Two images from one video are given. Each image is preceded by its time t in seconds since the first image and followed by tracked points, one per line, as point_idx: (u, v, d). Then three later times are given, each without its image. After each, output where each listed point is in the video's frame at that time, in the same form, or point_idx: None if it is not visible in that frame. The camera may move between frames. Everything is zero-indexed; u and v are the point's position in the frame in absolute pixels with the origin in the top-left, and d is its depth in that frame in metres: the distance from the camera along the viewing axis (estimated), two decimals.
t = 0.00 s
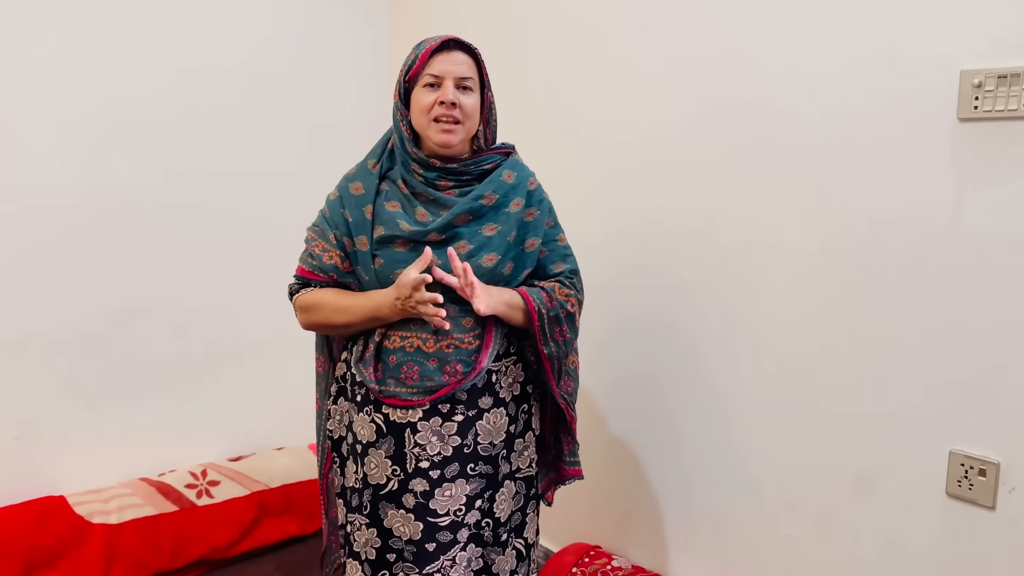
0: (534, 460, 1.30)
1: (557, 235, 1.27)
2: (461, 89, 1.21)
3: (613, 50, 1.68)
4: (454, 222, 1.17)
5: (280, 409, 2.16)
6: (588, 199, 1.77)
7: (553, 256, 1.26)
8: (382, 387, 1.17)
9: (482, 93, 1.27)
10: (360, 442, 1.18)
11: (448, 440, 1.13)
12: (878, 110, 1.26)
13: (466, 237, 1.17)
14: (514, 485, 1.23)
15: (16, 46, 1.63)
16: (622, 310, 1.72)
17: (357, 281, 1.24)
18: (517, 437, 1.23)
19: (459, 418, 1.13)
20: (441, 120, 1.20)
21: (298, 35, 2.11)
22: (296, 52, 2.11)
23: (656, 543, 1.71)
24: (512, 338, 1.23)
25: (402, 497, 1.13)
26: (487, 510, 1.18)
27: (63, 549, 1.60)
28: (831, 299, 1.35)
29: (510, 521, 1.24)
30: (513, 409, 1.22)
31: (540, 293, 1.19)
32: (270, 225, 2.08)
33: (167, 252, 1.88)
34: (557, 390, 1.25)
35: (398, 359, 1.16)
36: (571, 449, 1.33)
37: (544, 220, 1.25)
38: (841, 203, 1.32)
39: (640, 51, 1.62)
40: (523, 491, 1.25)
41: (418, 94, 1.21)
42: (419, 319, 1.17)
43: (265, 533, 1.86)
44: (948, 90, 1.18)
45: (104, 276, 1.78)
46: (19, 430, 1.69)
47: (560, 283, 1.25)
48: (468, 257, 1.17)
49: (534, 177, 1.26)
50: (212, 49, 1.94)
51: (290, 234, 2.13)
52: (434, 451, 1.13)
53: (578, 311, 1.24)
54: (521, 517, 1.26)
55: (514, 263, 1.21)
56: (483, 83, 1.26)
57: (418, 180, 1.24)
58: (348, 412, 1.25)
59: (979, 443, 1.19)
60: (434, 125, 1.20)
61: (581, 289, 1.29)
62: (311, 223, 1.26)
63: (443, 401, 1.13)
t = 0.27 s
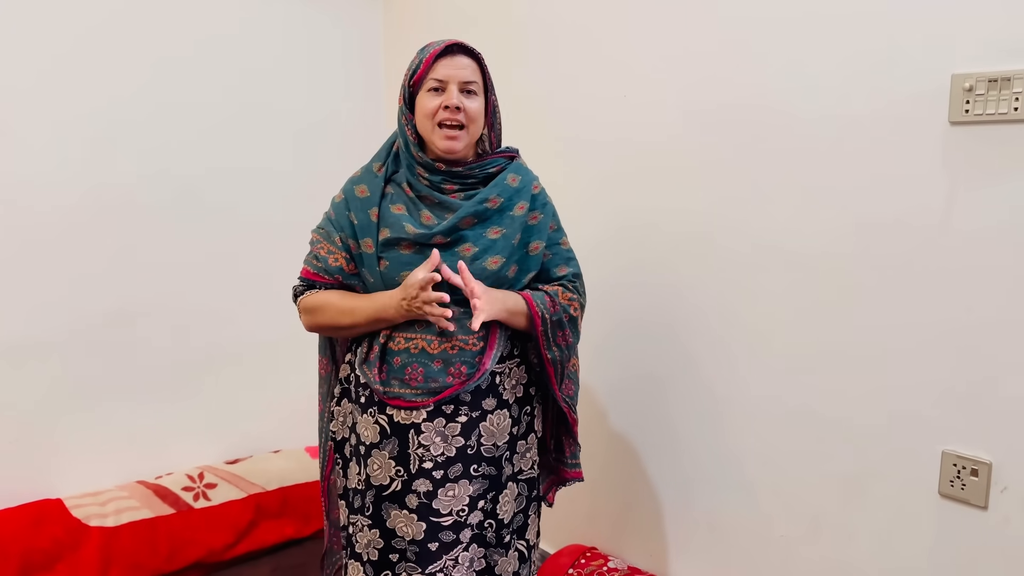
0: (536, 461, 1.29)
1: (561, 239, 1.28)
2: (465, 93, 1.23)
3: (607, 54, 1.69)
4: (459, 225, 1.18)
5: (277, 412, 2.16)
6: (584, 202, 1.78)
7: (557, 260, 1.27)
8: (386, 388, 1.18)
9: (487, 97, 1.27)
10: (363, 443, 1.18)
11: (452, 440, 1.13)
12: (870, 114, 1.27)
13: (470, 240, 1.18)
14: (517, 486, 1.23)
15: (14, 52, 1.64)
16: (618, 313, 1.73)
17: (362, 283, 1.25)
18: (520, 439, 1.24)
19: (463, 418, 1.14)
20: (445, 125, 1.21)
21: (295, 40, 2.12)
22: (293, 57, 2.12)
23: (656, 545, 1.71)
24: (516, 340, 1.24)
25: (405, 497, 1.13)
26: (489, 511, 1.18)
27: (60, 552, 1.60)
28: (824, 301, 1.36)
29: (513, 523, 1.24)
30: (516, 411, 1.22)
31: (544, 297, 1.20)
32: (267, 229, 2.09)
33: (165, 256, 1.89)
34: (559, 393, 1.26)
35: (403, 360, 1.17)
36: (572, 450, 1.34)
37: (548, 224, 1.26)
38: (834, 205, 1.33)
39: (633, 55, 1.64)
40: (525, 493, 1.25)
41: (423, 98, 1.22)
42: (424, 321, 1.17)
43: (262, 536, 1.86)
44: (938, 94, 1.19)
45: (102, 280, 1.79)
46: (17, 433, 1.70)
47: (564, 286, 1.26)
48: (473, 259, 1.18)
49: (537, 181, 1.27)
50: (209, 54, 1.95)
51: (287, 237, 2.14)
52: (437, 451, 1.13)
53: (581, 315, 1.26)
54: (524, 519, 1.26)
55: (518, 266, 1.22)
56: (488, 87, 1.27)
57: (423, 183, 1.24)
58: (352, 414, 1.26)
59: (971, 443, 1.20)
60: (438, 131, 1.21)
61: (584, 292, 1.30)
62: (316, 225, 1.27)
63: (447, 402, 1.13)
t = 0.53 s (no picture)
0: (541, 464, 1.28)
1: (567, 241, 1.29)
2: (473, 96, 1.23)
3: (601, 56, 1.70)
4: (467, 227, 1.18)
5: (273, 414, 2.15)
6: (579, 203, 1.78)
7: (563, 262, 1.27)
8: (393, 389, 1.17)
9: (494, 100, 1.28)
10: (370, 444, 1.18)
11: (459, 441, 1.14)
12: (864, 116, 1.28)
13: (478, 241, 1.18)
14: (523, 489, 1.23)
15: (12, 55, 1.64)
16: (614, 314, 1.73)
17: (370, 284, 1.26)
18: (526, 441, 1.24)
19: (470, 419, 1.14)
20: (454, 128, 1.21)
21: (291, 44, 2.13)
22: (289, 60, 2.13)
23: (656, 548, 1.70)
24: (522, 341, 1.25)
25: (411, 498, 1.13)
26: (495, 512, 1.18)
27: (56, 555, 1.59)
28: (819, 301, 1.36)
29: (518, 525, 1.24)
30: (523, 412, 1.22)
31: (550, 298, 1.21)
32: (265, 232, 2.10)
33: (162, 259, 1.89)
34: (565, 395, 1.26)
35: (410, 360, 1.17)
36: (574, 454, 1.33)
37: (554, 227, 1.26)
38: (829, 207, 1.34)
39: (629, 58, 1.64)
40: (531, 495, 1.25)
41: (431, 102, 1.22)
42: (431, 321, 1.18)
43: (259, 538, 1.86)
44: (932, 96, 1.20)
45: (99, 283, 1.79)
46: (13, 436, 1.69)
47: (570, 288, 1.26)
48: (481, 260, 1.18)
49: (543, 184, 1.28)
50: (206, 58, 1.95)
51: (284, 240, 2.14)
52: (444, 452, 1.14)
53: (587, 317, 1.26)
54: (528, 522, 1.26)
55: (524, 268, 1.23)
56: (495, 91, 1.27)
57: (431, 187, 1.24)
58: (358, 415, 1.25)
59: (965, 442, 1.20)
60: (447, 132, 1.21)
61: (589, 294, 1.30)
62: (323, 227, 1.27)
63: (454, 403, 1.14)
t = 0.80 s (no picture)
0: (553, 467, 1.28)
1: (574, 248, 1.29)
2: (483, 104, 1.24)
3: (596, 61, 1.71)
4: (476, 231, 1.19)
5: (270, 419, 2.15)
6: (575, 207, 1.79)
7: (570, 268, 1.27)
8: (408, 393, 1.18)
9: (503, 109, 1.29)
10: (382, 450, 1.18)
11: (474, 443, 1.14)
12: (858, 119, 1.29)
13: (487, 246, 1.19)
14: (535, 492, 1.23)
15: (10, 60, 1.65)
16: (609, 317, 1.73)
17: (379, 289, 1.26)
18: (539, 443, 1.24)
19: (485, 420, 1.14)
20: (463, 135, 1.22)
21: (289, 49, 2.14)
22: (287, 66, 2.14)
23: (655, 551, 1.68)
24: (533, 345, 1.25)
25: (426, 503, 1.13)
26: (508, 514, 1.18)
27: (52, 559, 1.59)
28: (814, 302, 1.37)
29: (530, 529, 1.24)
30: (536, 414, 1.23)
31: (556, 304, 1.21)
32: (262, 236, 2.10)
33: (159, 263, 1.89)
34: (574, 401, 1.26)
35: (424, 364, 1.17)
36: (589, 461, 1.33)
37: (562, 233, 1.27)
38: (823, 210, 1.35)
39: (624, 62, 1.65)
40: (543, 498, 1.25)
41: (441, 110, 1.23)
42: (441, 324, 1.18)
43: (255, 542, 1.87)
44: (925, 100, 1.21)
45: (96, 287, 1.79)
46: (10, 440, 1.69)
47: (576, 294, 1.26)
48: (489, 264, 1.19)
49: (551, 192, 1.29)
50: (204, 63, 1.96)
51: (280, 244, 2.15)
52: (458, 454, 1.14)
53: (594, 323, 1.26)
54: (540, 525, 1.26)
55: (532, 273, 1.23)
56: (504, 99, 1.28)
57: (440, 193, 1.26)
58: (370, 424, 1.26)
59: (960, 443, 1.21)
60: (457, 139, 1.22)
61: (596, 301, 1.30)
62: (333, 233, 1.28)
63: (469, 404, 1.14)
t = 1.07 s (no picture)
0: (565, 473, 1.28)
1: (586, 252, 1.29)
2: (494, 108, 1.24)
3: (591, 62, 1.71)
4: (488, 235, 1.19)
5: (265, 421, 2.14)
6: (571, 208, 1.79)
7: (582, 273, 1.28)
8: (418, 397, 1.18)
9: (515, 113, 1.29)
10: (393, 455, 1.17)
11: (484, 447, 1.14)
12: (852, 122, 1.29)
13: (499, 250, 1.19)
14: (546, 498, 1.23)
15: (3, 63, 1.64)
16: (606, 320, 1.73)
17: (391, 293, 1.27)
18: (549, 449, 1.23)
19: (494, 424, 1.14)
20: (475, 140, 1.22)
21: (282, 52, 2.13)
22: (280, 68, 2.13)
23: (652, 554, 1.67)
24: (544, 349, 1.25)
25: (438, 507, 1.13)
26: (523, 520, 1.18)
27: (47, 564, 1.59)
28: (810, 306, 1.37)
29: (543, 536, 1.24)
30: (547, 420, 1.22)
31: (567, 310, 1.21)
32: (257, 238, 2.10)
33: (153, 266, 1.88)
34: (585, 407, 1.26)
35: (435, 367, 1.18)
36: (600, 466, 1.33)
37: (573, 238, 1.27)
38: (818, 211, 1.35)
39: (619, 63, 1.65)
40: (555, 504, 1.25)
41: (452, 115, 1.23)
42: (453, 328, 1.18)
43: (250, 546, 1.88)
44: (920, 103, 1.22)
45: (89, 290, 1.78)
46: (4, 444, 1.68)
47: (588, 299, 1.26)
48: (502, 268, 1.19)
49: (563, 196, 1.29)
50: (196, 64, 1.95)
51: (274, 247, 2.14)
52: (469, 459, 1.14)
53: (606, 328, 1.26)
54: (552, 532, 1.26)
55: (544, 278, 1.23)
56: (515, 103, 1.28)
57: (452, 197, 1.26)
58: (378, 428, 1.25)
59: (956, 445, 1.21)
60: (469, 143, 1.22)
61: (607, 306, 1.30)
62: (345, 237, 1.29)
63: (479, 408, 1.15)
